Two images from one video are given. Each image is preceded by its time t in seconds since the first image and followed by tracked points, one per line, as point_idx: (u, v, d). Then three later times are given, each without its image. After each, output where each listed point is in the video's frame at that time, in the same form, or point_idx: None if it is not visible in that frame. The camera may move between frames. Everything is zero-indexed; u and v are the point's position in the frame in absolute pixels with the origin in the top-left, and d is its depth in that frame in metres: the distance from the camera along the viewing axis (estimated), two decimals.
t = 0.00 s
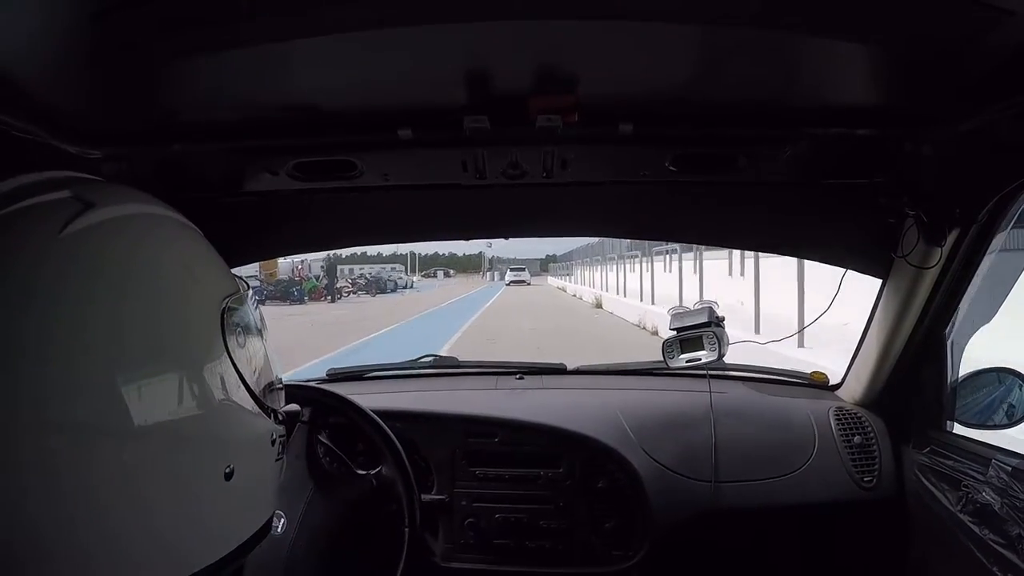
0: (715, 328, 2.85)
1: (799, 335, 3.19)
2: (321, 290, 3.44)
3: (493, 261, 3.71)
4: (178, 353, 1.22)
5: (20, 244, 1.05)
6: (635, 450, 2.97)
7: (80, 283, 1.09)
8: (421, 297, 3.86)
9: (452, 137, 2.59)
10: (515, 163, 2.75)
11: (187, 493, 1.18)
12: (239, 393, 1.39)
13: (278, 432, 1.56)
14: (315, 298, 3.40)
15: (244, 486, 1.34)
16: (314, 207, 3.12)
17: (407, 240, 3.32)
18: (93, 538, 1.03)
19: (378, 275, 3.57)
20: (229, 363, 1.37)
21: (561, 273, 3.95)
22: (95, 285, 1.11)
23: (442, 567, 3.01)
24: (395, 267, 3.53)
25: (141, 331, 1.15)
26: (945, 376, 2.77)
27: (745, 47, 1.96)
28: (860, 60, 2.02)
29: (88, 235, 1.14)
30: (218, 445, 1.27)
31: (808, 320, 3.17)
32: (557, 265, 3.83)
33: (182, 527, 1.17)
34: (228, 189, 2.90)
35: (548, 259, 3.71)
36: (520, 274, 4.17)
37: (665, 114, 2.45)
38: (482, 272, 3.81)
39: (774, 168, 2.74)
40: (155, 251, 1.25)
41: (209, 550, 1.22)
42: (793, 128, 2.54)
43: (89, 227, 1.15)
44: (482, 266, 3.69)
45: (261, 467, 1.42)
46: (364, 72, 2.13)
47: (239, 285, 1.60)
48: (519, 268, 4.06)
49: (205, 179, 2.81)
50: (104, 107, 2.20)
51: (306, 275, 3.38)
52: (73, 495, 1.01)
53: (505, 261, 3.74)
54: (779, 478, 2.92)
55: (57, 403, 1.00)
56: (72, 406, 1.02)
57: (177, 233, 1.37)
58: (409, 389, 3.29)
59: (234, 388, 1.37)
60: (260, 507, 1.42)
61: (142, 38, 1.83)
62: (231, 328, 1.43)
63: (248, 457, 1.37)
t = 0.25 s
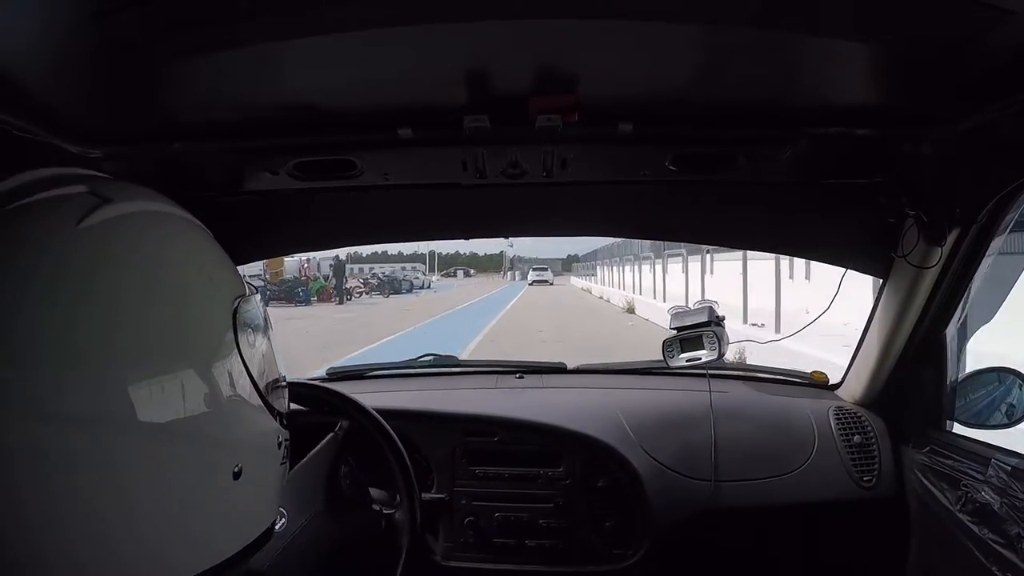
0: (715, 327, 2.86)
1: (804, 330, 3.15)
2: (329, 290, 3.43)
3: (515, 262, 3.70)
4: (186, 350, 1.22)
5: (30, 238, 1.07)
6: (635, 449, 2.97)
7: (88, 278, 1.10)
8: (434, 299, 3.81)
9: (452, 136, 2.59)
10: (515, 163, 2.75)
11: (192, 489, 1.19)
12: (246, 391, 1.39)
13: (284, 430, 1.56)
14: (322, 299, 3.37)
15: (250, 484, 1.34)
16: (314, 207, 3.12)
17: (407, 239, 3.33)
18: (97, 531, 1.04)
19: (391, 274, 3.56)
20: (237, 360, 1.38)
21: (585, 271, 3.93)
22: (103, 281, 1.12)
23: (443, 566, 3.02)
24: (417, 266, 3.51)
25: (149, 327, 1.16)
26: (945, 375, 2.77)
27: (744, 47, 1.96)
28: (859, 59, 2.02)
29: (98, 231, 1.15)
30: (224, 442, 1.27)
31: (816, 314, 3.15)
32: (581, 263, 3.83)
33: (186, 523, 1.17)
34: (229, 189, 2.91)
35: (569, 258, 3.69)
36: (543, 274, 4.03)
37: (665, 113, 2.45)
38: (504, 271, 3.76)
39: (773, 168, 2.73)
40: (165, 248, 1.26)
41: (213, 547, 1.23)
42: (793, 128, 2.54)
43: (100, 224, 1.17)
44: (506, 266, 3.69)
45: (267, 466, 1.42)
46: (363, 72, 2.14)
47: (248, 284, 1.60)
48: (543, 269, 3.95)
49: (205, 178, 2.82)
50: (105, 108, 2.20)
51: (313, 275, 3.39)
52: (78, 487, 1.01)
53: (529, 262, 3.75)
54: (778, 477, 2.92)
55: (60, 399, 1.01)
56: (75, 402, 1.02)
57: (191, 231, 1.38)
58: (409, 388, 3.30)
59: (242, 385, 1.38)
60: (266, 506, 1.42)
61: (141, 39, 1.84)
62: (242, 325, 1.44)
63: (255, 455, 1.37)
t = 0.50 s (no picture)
0: (715, 328, 2.86)
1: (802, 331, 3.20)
2: (326, 291, 3.35)
3: (528, 262, 3.58)
4: (182, 356, 1.22)
5: (32, 240, 1.06)
6: (635, 450, 2.97)
7: (88, 281, 1.09)
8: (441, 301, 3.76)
9: (452, 137, 2.58)
10: (515, 164, 2.74)
11: (187, 495, 1.18)
12: (241, 397, 1.39)
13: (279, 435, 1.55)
14: (318, 300, 3.30)
15: (242, 491, 1.34)
16: (313, 208, 3.11)
17: (407, 240, 3.32)
18: (92, 536, 1.03)
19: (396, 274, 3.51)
20: (233, 365, 1.38)
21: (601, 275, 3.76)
22: (102, 285, 1.11)
23: (443, 568, 3.00)
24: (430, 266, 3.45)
25: (147, 333, 1.16)
26: (946, 376, 2.78)
27: (744, 46, 1.96)
28: (859, 59, 2.03)
29: (98, 236, 1.15)
30: (218, 448, 1.27)
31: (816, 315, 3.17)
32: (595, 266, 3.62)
33: (181, 529, 1.17)
34: (228, 190, 2.90)
35: (583, 259, 3.54)
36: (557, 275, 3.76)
37: (665, 113, 2.45)
38: (515, 271, 3.62)
39: (773, 167, 2.73)
40: (163, 255, 1.26)
41: (206, 553, 1.22)
42: (794, 128, 2.54)
43: (100, 228, 1.16)
44: (520, 267, 3.58)
45: (259, 473, 1.42)
46: (363, 73, 2.13)
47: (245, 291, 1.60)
48: (556, 268, 3.72)
49: (205, 180, 2.81)
50: (104, 109, 2.20)
51: (308, 275, 3.33)
52: (75, 491, 1.01)
53: (543, 262, 3.62)
54: (780, 477, 2.92)
55: (59, 402, 1.00)
56: (74, 404, 1.01)
57: (187, 238, 1.38)
58: (410, 390, 3.29)
59: (237, 392, 1.38)
60: (259, 512, 1.42)
61: (141, 40, 1.83)
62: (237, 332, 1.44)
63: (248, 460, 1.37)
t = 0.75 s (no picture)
0: (716, 329, 2.85)
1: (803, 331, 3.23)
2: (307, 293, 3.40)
3: (527, 262, 3.59)
4: (191, 357, 1.22)
5: (38, 239, 1.07)
6: (636, 450, 2.96)
7: (94, 281, 1.10)
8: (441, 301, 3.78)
9: (452, 138, 2.58)
10: (515, 165, 2.74)
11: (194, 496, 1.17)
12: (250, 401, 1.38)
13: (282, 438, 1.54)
14: (300, 301, 3.34)
15: (250, 495, 1.32)
16: (313, 209, 3.11)
17: (407, 241, 3.32)
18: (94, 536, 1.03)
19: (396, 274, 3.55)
20: (242, 368, 1.37)
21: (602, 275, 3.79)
22: (109, 285, 1.11)
23: (444, 570, 3.00)
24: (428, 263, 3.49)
25: (155, 334, 1.15)
26: (946, 377, 2.79)
27: (745, 47, 1.96)
28: (858, 59, 2.03)
29: (107, 237, 1.15)
30: (226, 450, 1.26)
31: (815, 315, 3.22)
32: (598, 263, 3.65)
33: (186, 531, 1.16)
34: (229, 191, 2.90)
35: (582, 259, 3.56)
36: (559, 275, 3.81)
37: (665, 114, 2.45)
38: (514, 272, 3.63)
39: (774, 168, 2.73)
40: (174, 258, 1.26)
41: (211, 557, 1.20)
42: (794, 128, 2.54)
43: (110, 230, 1.17)
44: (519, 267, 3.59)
45: (268, 477, 1.40)
46: (363, 74, 2.13)
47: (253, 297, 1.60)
48: (557, 268, 3.77)
49: (205, 181, 2.81)
50: (104, 111, 2.20)
51: (288, 276, 3.36)
52: (77, 489, 1.00)
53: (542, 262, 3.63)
54: (782, 478, 2.91)
55: (54, 402, 0.99)
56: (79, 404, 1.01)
57: (199, 244, 1.38)
58: (410, 391, 3.29)
59: (246, 395, 1.37)
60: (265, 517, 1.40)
61: (141, 42, 1.83)
62: (248, 336, 1.44)
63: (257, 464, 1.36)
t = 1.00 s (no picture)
0: (716, 329, 2.85)
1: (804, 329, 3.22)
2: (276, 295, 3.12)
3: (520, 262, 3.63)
4: (199, 360, 1.21)
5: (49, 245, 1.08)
6: (637, 450, 2.96)
7: (102, 286, 1.10)
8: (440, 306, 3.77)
9: (452, 139, 2.58)
10: (515, 165, 2.74)
11: (202, 499, 1.17)
12: (261, 403, 1.37)
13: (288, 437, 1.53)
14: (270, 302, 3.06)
15: (260, 496, 1.31)
16: (313, 210, 3.10)
17: (407, 242, 3.31)
18: (103, 537, 1.03)
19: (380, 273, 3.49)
20: (253, 370, 1.37)
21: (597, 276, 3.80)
22: (117, 290, 1.12)
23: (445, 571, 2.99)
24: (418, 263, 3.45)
25: (163, 337, 1.16)
26: (946, 375, 2.80)
27: (745, 47, 1.96)
28: (858, 59, 2.03)
29: (117, 243, 1.16)
30: (235, 452, 1.26)
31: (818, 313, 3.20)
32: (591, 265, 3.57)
33: (194, 533, 1.15)
34: (229, 192, 2.90)
35: (576, 260, 3.52)
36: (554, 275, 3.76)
37: (665, 113, 2.45)
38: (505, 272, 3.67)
39: (773, 167, 2.73)
40: (184, 262, 1.26)
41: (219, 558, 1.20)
42: (794, 127, 2.54)
43: (122, 236, 1.18)
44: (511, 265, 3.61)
45: (277, 476, 1.39)
46: (364, 75, 2.14)
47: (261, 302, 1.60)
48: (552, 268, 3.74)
49: (205, 182, 2.81)
50: (105, 112, 2.20)
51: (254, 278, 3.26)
52: (87, 490, 1.01)
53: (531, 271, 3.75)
54: (784, 477, 2.91)
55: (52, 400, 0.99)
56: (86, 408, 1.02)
57: (213, 249, 1.39)
58: (411, 392, 3.29)
59: (257, 397, 1.36)
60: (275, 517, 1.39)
61: (143, 44, 1.84)
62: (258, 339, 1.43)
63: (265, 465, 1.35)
